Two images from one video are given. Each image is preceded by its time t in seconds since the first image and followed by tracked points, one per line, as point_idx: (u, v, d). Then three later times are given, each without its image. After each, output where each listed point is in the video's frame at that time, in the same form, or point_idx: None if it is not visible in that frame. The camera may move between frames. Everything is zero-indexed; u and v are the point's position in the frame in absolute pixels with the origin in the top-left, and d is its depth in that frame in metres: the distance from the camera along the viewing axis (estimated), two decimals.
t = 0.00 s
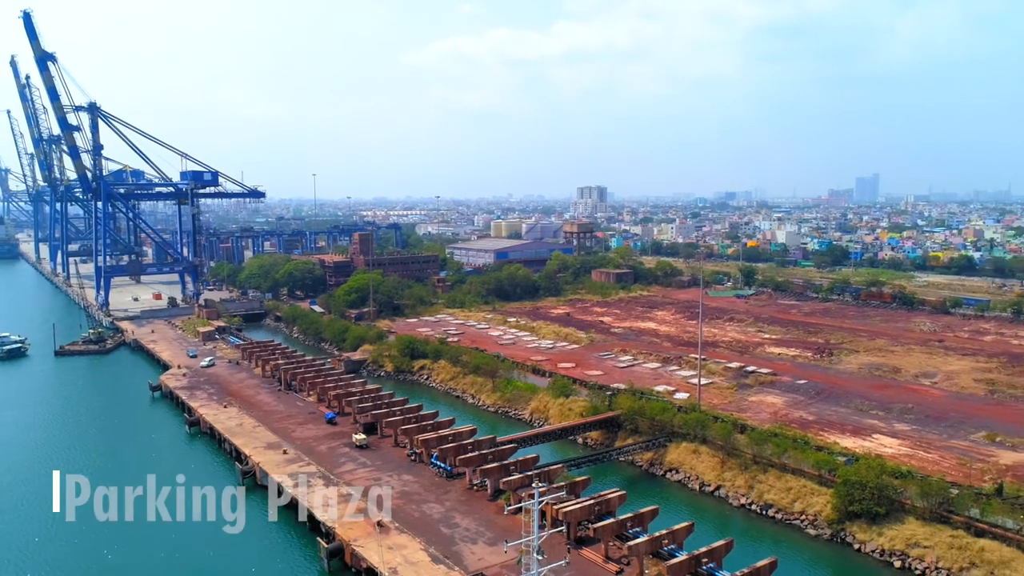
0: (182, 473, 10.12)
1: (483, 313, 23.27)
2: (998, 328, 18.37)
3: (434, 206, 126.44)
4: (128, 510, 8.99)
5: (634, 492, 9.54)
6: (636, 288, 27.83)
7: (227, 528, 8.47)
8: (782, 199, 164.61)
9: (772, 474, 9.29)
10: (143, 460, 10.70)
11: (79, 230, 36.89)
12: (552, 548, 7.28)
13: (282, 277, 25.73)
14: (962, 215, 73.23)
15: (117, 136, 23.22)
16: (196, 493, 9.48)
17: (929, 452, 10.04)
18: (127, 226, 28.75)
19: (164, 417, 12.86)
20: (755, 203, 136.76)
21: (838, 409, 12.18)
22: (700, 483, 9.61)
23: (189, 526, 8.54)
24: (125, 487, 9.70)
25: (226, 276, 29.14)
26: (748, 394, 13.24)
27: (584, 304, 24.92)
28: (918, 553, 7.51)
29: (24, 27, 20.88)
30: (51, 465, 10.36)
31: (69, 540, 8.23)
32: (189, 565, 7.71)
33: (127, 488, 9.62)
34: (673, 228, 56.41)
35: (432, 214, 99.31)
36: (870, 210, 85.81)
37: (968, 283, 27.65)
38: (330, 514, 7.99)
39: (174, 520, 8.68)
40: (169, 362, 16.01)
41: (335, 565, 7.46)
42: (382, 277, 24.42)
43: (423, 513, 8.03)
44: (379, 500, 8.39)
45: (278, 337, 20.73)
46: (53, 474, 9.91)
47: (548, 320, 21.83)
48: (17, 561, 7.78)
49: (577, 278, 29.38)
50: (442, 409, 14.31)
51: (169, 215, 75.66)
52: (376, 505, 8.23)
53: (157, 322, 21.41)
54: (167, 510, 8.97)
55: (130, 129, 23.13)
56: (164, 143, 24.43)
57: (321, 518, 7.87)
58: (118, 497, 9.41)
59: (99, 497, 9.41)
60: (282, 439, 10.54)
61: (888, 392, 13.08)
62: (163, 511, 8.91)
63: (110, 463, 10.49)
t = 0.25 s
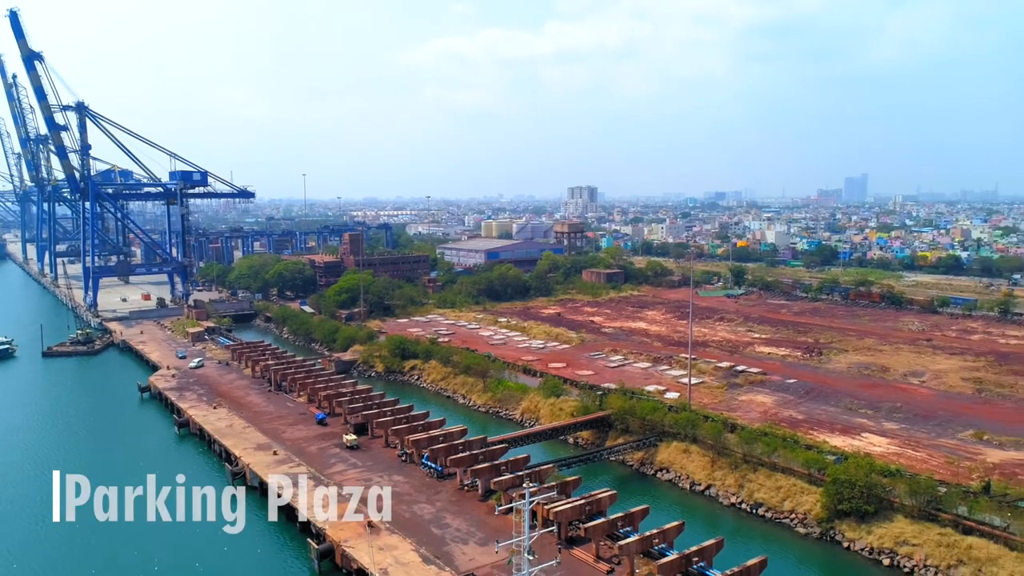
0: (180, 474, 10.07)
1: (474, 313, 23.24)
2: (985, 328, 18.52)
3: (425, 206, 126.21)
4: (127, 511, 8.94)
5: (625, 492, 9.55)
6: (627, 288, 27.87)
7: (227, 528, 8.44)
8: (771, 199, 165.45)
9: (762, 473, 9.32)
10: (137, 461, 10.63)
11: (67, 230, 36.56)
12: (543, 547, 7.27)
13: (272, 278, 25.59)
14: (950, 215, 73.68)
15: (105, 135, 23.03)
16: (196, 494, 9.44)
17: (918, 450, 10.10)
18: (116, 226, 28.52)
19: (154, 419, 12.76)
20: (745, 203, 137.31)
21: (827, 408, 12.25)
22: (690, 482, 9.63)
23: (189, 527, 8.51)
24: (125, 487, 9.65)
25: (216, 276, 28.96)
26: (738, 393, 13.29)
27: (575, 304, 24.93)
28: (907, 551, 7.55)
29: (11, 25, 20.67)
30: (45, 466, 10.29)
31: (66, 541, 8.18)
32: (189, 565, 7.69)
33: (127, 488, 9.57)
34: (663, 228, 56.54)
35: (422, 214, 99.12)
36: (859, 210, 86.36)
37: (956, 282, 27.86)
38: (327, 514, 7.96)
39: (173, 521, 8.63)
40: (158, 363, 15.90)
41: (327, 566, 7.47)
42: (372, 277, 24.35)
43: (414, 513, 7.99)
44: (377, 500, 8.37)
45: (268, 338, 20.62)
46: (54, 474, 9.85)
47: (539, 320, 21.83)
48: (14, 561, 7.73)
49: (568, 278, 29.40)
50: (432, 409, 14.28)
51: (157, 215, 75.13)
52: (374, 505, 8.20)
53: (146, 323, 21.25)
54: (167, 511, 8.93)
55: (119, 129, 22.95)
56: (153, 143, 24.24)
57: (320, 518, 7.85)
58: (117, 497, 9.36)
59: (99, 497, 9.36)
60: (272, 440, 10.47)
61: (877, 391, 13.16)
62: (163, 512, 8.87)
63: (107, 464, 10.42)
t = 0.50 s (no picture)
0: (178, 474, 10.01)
1: (465, 313, 23.19)
2: (973, 327, 18.67)
3: (415, 206, 125.92)
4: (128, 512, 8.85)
5: (616, 491, 9.55)
6: (617, 288, 27.91)
7: (227, 528, 8.38)
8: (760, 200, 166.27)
9: (752, 472, 9.35)
10: (132, 462, 10.54)
11: (53, 230, 36.21)
12: (535, 548, 7.26)
13: (261, 278, 25.45)
14: (937, 215, 74.07)
15: (93, 135, 22.81)
16: (196, 494, 9.38)
17: (906, 449, 10.17)
18: (103, 227, 28.27)
19: (143, 421, 12.64)
20: (735, 202, 137.86)
21: (817, 407, 12.30)
22: (681, 481, 9.64)
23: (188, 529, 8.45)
24: (125, 487, 9.59)
25: (205, 277, 28.76)
26: (729, 393, 13.32)
27: (565, 304, 24.93)
28: (896, 549, 7.59)
29: None
30: (38, 468, 10.18)
31: (65, 542, 8.12)
32: (188, 567, 7.64)
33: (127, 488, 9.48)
34: (653, 228, 56.68)
35: (412, 214, 98.93)
36: (847, 210, 86.95)
37: (944, 282, 28.08)
38: (327, 515, 7.93)
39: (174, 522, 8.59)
40: (147, 364, 15.76)
41: (317, 567, 7.40)
42: (362, 277, 24.25)
43: (405, 514, 7.96)
44: (377, 501, 8.32)
45: (258, 339, 20.50)
46: (54, 474, 9.74)
47: (530, 320, 21.82)
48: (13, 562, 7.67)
49: (559, 278, 29.41)
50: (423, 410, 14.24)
51: (144, 215, 74.56)
52: (374, 505, 8.17)
53: (135, 324, 21.07)
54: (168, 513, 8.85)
55: (106, 128, 22.74)
56: (141, 143, 24.03)
57: (320, 518, 7.83)
58: (117, 497, 9.27)
59: (100, 497, 9.26)
60: (262, 441, 10.40)
61: (866, 390, 13.24)
62: (163, 512, 8.82)
63: (101, 466, 10.33)
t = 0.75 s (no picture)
0: (177, 474, 9.95)
1: (456, 313, 23.16)
2: (960, 326, 18.83)
3: (406, 206, 125.65)
4: (128, 514, 8.76)
5: (607, 491, 9.55)
6: (608, 288, 27.94)
7: (227, 528, 8.33)
8: (750, 200, 167.02)
9: (742, 471, 9.38)
10: (127, 463, 10.46)
11: (41, 231, 35.88)
12: (526, 547, 7.24)
13: (251, 278, 25.31)
14: (925, 215, 74.32)
15: (81, 135, 22.60)
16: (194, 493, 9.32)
17: (895, 447, 10.22)
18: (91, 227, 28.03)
19: (132, 422, 12.52)
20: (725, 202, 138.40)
21: (807, 406, 12.36)
22: (672, 480, 9.66)
23: (187, 530, 8.40)
24: (125, 487, 9.53)
25: (194, 277, 28.57)
26: (719, 392, 13.36)
27: (556, 304, 24.94)
28: (885, 547, 7.62)
29: None
30: (31, 469, 10.08)
31: (65, 544, 8.07)
32: (186, 568, 7.61)
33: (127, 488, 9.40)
34: (643, 228, 56.81)
35: (402, 214, 98.74)
36: (836, 210, 87.49)
37: (931, 281, 28.30)
38: (327, 515, 7.90)
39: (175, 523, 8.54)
40: (136, 365, 15.63)
41: (308, 569, 7.36)
42: (353, 277, 24.16)
43: (396, 515, 7.92)
44: (378, 501, 8.28)
45: (248, 339, 20.39)
46: (54, 474, 9.63)
47: (521, 320, 21.80)
48: (13, 563, 7.62)
49: (550, 278, 29.41)
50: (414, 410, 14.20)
51: (132, 215, 73.98)
52: (374, 505, 8.15)
53: (124, 325, 20.90)
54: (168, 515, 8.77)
55: (94, 128, 22.53)
56: (130, 142, 23.84)
57: (320, 518, 7.80)
58: (117, 497, 9.18)
59: (100, 497, 9.17)
60: (252, 442, 10.33)
61: (855, 389, 13.31)
62: (163, 513, 8.77)
63: (96, 467, 10.26)
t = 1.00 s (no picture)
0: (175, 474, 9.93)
1: (447, 313, 23.11)
2: (948, 325, 18.97)
3: (397, 206, 125.39)
4: (128, 514, 8.73)
5: (598, 491, 9.55)
6: (599, 287, 27.96)
7: (227, 528, 8.31)
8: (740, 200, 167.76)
9: (733, 470, 9.40)
10: (124, 464, 10.43)
11: (28, 231, 35.52)
12: (517, 547, 7.23)
13: (241, 279, 25.17)
14: (914, 215, 74.56)
15: (69, 134, 22.38)
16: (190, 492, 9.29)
17: (884, 446, 10.28)
18: (80, 227, 27.79)
19: (120, 424, 12.40)
20: (715, 203, 138.81)
21: (796, 405, 12.41)
22: (663, 480, 9.67)
23: (187, 530, 8.38)
24: (125, 487, 9.51)
25: (184, 278, 28.40)
26: (710, 391, 13.39)
27: (547, 304, 24.94)
28: (874, 545, 7.66)
29: None
30: (24, 471, 10.00)
31: (64, 543, 8.05)
32: (185, 567, 7.59)
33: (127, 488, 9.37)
34: (634, 228, 56.91)
35: (393, 214, 98.52)
36: (825, 210, 87.96)
37: (919, 280, 28.50)
38: (327, 515, 7.88)
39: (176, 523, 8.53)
40: (125, 366, 15.51)
41: (299, 569, 7.31)
42: (343, 277, 24.07)
43: (387, 515, 7.89)
44: (378, 501, 8.26)
45: (238, 340, 20.27)
46: (55, 475, 9.58)
47: (512, 320, 21.78)
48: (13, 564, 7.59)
49: (540, 278, 29.41)
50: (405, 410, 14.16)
51: (120, 214, 73.39)
52: (375, 505, 8.14)
53: (112, 326, 20.72)
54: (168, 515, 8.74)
55: (83, 128, 22.32)
56: (118, 142, 23.63)
57: (320, 519, 7.77)
58: (117, 497, 9.14)
59: (100, 496, 9.13)
60: (243, 443, 10.26)
61: (844, 388, 13.38)
62: (164, 513, 8.75)
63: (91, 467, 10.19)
